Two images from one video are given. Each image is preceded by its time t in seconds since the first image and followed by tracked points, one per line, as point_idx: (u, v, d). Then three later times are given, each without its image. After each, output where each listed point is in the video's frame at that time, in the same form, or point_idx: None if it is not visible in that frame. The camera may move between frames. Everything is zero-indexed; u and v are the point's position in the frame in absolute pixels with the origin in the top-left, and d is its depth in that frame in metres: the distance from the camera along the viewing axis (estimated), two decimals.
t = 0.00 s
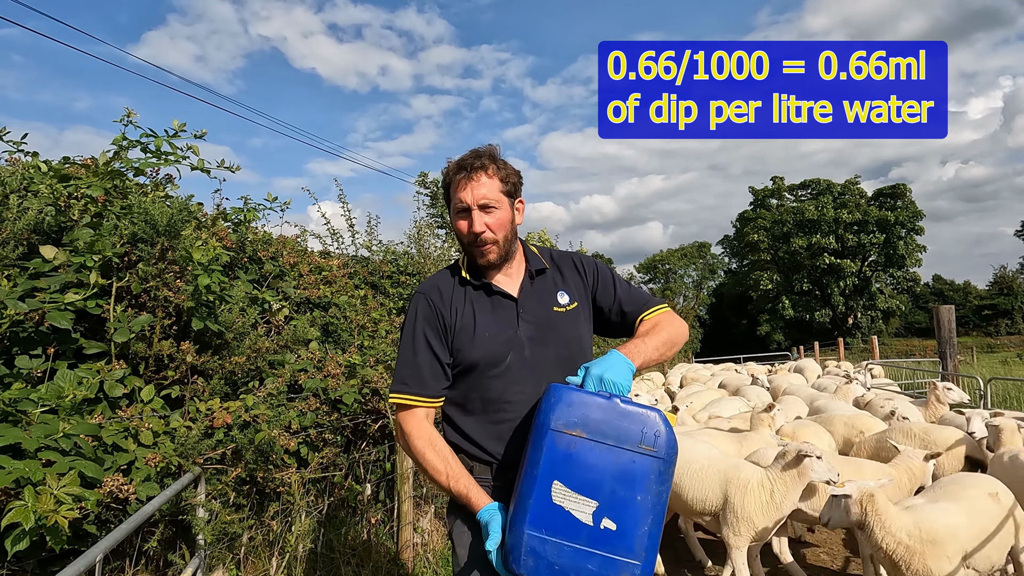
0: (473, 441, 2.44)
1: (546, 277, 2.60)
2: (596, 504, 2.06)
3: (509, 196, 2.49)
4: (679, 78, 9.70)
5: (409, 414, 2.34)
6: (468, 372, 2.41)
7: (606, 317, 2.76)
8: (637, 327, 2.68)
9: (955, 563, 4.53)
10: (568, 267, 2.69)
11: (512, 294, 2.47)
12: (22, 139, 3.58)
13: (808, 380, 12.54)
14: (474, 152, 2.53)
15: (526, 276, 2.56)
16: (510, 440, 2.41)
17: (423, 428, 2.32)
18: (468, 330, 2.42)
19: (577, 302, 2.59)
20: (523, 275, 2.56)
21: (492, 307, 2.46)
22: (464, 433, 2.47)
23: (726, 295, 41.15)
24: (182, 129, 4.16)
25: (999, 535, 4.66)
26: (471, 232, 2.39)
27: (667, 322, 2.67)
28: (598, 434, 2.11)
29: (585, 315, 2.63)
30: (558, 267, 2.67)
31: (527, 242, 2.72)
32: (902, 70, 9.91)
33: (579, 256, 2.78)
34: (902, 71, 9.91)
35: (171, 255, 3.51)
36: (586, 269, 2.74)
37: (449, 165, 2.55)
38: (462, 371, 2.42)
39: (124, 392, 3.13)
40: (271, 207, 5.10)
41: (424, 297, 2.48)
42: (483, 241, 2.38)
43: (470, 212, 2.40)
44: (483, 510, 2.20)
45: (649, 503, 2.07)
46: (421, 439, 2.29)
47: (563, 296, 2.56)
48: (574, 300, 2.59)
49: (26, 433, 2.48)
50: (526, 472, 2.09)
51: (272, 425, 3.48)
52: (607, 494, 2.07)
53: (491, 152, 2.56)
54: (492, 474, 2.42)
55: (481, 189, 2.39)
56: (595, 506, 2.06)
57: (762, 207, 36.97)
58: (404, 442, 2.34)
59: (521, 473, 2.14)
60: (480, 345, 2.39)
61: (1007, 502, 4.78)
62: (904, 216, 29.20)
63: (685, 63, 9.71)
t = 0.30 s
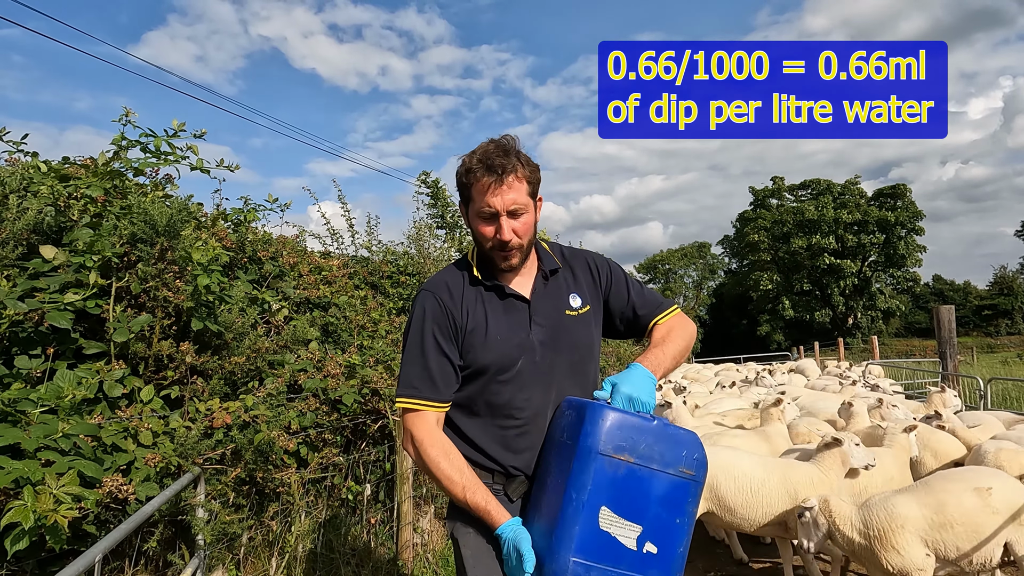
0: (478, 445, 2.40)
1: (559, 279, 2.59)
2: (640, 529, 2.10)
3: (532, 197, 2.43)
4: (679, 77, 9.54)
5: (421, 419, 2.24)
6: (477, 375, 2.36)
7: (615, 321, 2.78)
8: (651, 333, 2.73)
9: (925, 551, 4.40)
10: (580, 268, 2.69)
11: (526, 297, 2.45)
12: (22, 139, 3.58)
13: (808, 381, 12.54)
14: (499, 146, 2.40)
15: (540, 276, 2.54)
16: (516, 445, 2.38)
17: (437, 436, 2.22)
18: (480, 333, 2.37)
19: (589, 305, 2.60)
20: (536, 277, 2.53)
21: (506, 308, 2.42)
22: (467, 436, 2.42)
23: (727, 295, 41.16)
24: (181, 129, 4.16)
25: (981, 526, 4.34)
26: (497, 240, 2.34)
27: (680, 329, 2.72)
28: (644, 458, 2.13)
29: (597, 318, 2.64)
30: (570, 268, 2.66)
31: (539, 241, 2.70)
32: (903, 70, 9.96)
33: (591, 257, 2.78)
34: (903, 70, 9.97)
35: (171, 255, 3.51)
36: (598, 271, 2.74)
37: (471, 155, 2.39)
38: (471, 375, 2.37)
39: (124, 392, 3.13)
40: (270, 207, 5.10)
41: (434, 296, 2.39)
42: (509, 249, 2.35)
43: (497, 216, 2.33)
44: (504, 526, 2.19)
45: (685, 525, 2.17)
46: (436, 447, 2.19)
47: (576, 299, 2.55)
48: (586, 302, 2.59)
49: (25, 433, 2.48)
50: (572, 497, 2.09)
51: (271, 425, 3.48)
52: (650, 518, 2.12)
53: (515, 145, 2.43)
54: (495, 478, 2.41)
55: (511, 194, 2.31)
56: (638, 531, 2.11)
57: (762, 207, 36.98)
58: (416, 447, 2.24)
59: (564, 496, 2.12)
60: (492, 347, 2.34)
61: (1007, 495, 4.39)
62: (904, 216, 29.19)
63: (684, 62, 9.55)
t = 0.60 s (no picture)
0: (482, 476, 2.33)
1: (555, 285, 2.52)
2: None
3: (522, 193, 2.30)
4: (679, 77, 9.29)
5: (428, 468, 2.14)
6: (476, 404, 2.28)
7: (613, 321, 2.75)
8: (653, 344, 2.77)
9: (888, 551, 4.56)
10: (575, 270, 2.64)
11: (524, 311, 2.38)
12: (22, 139, 3.59)
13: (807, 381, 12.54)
14: (481, 140, 2.22)
15: (536, 283, 2.47)
16: (522, 473, 2.32)
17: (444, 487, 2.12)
18: (478, 358, 2.27)
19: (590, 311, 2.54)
20: (532, 288, 2.45)
21: (505, 328, 2.33)
22: (469, 466, 2.35)
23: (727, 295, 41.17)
24: (181, 129, 4.17)
25: (956, 544, 4.27)
26: (489, 247, 2.22)
27: (678, 334, 2.80)
28: (681, 506, 2.07)
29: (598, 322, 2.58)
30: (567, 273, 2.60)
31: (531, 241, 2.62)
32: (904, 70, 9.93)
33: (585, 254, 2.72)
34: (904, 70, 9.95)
35: (170, 256, 3.50)
36: (594, 272, 2.67)
37: (450, 152, 2.20)
38: (471, 403, 2.28)
39: (124, 392, 3.13)
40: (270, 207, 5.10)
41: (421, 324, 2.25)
42: (503, 256, 2.24)
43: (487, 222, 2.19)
44: None
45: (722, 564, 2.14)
46: (443, 496, 2.09)
47: (576, 306, 2.49)
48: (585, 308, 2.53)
49: (26, 433, 2.48)
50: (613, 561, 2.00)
51: (271, 425, 3.48)
52: (693, 566, 2.07)
53: (499, 138, 2.27)
54: (501, 513, 2.35)
55: (500, 195, 2.16)
56: None
57: (762, 207, 36.98)
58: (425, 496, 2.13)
59: (607, 559, 2.03)
60: (491, 373, 2.25)
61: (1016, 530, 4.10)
62: (904, 216, 29.19)
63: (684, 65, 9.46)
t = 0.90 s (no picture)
0: (463, 489, 2.13)
1: (545, 274, 2.27)
2: None
3: (498, 170, 2.09)
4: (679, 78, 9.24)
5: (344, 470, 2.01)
6: (449, 410, 2.07)
7: (617, 321, 2.48)
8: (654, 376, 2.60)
9: (869, 553, 4.68)
10: (571, 258, 2.39)
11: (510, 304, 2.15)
12: (23, 140, 3.59)
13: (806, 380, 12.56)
14: (440, 112, 2.01)
15: (524, 271, 2.24)
16: (507, 488, 2.10)
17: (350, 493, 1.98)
18: (451, 359, 2.05)
19: (588, 305, 2.28)
20: (518, 277, 2.23)
21: (485, 323, 2.11)
22: (449, 477, 2.15)
23: (727, 295, 41.20)
24: (182, 129, 4.18)
25: (938, 548, 4.38)
26: (462, 240, 2.04)
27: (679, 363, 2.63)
28: None
29: (597, 320, 2.32)
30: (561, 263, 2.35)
31: (522, 223, 2.38)
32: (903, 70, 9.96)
33: (585, 243, 2.46)
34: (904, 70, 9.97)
35: (170, 256, 3.50)
36: (599, 267, 2.43)
37: (404, 129, 2.01)
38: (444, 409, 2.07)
39: (123, 392, 3.13)
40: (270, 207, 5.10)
41: (378, 318, 2.08)
42: (481, 248, 2.05)
43: (457, 213, 2.01)
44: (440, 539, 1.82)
45: None
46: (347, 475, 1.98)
47: (573, 300, 2.26)
48: (586, 303, 2.29)
49: (25, 433, 2.48)
50: None
51: (271, 425, 3.49)
52: None
53: (461, 107, 2.04)
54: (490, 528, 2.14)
55: (466, 179, 1.97)
56: None
57: (762, 207, 37.00)
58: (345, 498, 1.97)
59: None
60: (466, 374, 2.04)
61: (994, 538, 4.22)
62: (904, 216, 29.20)
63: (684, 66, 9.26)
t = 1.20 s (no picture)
0: (461, 480, 2.11)
1: (580, 276, 2.16)
2: None
3: (557, 150, 2.08)
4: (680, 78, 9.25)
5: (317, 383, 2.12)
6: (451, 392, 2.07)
7: (664, 350, 2.21)
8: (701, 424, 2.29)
9: (792, 550, 5.30)
10: (617, 265, 2.21)
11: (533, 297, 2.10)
12: (23, 140, 3.59)
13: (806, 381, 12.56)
14: (512, 76, 2.01)
15: (558, 268, 2.15)
16: (501, 491, 2.03)
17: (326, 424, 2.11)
18: (460, 338, 2.08)
19: (623, 319, 2.12)
20: (550, 272, 2.15)
21: (501, 311, 2.10)
22: (449, 462, 2.15)
23: (727, 295, 41.20)
24: (181, 129, 4.18)
25: (841, 537, 5.01)
26: (504, 212, 2.03)
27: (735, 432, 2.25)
28: None
29: (631, 341, 2.13)
30: (602, 269, 2.19)
31: (573, 215, 2.27)
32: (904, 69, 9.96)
33: (641, 252, 2.22)
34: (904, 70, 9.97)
35: (171, 256, 3.50)
36: (652, 288, 2.19)
37: (472, 85, 2.01)
38: (448, 392, 2.06)
39: (123, 392, 3.13)
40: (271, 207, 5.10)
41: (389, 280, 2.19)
42: (520, 226, 2.03)
43: (503, 182, 2.01)
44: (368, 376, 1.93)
45: None
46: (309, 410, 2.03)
47: (607, 310, 2.12)
48: (621, 318, 2.12)
49: (25, 433, 2.48)
50: None
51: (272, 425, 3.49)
52: None
53: (535, 77, 2.03)
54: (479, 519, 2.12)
55: (521, 148, 1.96)
56: None
57: (762, 207, 36.99)
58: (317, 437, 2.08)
59: None
60: (471, 357, 2.05)
61: (912, 535, 4.80)
62: (904, 216, 29.20)
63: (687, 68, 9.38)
